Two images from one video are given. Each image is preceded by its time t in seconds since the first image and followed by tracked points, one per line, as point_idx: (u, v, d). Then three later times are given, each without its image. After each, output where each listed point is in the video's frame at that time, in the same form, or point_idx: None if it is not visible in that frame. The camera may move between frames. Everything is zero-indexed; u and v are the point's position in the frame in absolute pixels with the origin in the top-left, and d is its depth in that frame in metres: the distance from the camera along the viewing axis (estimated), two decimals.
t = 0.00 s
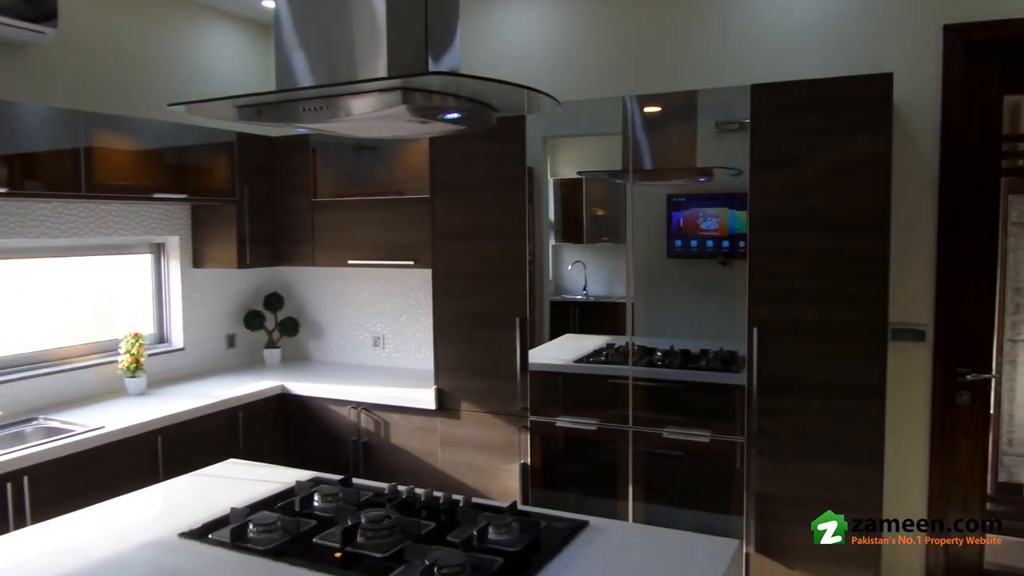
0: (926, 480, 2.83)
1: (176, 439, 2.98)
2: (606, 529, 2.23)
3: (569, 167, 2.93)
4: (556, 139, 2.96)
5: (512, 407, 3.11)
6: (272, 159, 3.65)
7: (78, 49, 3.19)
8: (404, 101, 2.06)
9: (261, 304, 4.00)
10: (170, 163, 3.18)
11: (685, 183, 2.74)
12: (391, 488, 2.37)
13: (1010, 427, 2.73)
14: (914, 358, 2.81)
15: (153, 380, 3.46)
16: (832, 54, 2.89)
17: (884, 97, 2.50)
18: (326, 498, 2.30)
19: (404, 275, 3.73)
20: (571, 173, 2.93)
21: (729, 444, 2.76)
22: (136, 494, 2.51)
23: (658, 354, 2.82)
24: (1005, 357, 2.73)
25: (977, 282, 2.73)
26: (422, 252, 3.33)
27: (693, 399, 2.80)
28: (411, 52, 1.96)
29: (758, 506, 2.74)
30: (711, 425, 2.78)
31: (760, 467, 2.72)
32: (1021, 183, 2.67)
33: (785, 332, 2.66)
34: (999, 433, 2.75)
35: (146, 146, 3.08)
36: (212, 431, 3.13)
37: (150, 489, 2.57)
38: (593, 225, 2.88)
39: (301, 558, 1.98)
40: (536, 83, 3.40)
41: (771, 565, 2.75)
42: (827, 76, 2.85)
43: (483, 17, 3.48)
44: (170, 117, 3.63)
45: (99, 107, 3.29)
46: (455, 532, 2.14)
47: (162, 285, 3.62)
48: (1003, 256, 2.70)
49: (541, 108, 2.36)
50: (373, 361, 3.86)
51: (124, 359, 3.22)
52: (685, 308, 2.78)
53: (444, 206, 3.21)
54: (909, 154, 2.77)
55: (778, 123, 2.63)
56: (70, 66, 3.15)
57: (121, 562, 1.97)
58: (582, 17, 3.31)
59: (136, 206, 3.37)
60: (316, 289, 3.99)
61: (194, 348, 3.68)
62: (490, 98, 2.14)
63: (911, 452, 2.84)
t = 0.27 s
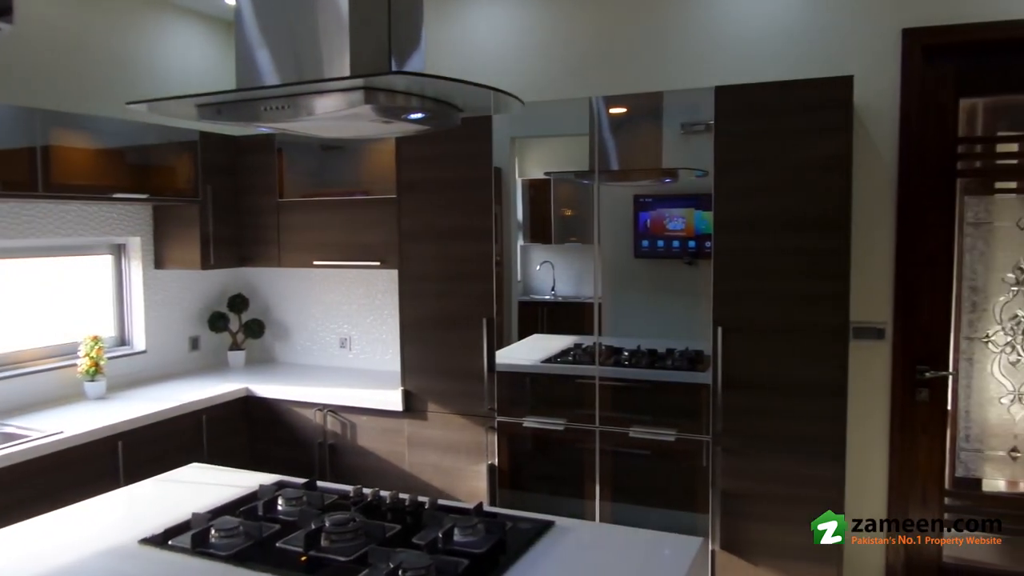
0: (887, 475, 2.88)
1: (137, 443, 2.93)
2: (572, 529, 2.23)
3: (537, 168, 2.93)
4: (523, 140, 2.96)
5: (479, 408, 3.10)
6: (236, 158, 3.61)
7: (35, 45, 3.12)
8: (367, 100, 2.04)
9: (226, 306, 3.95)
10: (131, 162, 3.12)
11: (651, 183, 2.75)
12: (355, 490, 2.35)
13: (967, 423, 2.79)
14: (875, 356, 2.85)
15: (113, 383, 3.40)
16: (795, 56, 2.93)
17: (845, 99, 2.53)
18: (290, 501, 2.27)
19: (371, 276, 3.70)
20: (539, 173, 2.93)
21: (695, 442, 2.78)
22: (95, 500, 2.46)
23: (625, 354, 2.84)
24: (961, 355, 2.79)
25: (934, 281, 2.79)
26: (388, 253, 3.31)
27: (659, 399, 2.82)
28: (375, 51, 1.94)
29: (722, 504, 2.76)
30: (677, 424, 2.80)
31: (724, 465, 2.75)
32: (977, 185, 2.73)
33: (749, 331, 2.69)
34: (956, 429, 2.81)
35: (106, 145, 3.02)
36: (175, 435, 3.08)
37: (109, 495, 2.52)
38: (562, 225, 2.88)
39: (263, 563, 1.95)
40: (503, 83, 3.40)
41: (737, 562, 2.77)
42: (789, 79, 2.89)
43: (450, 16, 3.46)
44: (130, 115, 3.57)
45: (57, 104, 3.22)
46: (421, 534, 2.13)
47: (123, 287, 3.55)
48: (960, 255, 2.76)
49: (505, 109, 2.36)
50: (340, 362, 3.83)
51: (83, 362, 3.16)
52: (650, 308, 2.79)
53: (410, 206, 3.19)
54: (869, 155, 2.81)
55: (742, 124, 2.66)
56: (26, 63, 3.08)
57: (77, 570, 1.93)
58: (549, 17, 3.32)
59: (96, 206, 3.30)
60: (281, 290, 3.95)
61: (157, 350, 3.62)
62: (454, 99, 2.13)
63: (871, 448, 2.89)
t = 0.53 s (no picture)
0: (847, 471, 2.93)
1: (96, 449, 2.87)
2: (538, 530, 2.23)
3: (504, 168, 2.92)
4: (490, 140, 2.95)
5: (446, 409, 3.09)
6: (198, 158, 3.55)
7: None
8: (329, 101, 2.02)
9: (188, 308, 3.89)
10: (89, 161, 3.06)
11: (617, 184, 2.76)
12: (320, 493, 2.33)
13: (925, 419, 2.85)
14: (836, 354, 2.90)
15: (72, 387, 3.33)
16: (757, 58, 2.96)
17: (806, 101, 2.57)
18: (253, 506, 2.24)
19: (337, 277, 3.67)
20: (506, 173, 2.91)
21: (660, 441, 2.80)
22: (51, 507, 2.40)
23: (592, 354, 2.85)
24: (919, 353, 2.85)
25: (893, 280, 2.84)
26: (354, 253, 3.29)
27: (625, 398, 2.83)
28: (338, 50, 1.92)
29: (687, 502, 2.79)
30: (643, 423, 2.82)
31: (689, 463, 2.78)
32: (934, 186, 2.78)
33: (712, 330, 2.72)
34: (914, 426, 2.87)
35: (63, 143, 2.95)
36: (135, 439, 3.03)
37: (67, 502, 2.46)
38: (530, 225, 2.88)
39: (225, 569, 1.92)
40: (468, 82, 3.39)
41: (702, 559, 2.80)
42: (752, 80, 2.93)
43: (414, 14, 3.44)
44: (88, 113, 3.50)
45: (11, 102, 3.14)
46: (385, 537, 2.11)
47: (82, 288, 3.48)
48: (917, 255, 2.82)
49: (469, 110, 2.35)
50: (305, 364, 3.79)
51: (40, 366, 3.09)
52: (616, 309, 2.81)
53: (376, 207, 3.17)
54: (830, 156, 2.86)
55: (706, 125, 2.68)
56: None
57: None
58: (514, 17, 3.32)
59: (52, 206, 3.23)
60: (245, 292, 3.90)
61: (117, 353, 3.55)
62: (417, 99, 2.12)
63: (833, 444, 2.93)
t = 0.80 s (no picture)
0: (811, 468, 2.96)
1: (54, 454, 2.81)
2: (504, 531, 2.23)
3: (472, 168, 2.92)
4: (458, 140, 2.94)
5: (413, 410, 3.08)
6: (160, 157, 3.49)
7: None
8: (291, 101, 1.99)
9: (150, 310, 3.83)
10: (46, 161, 2.99)
11: (584, 184, 2.77)
12: (284, 497, 2.30)
13: (886, 416, 2.91)
14: (799, 353, 2.94)
15: (29, 391, 3.26)
16: (722, 59, 2.99)
17: (770, 103, 2.60)
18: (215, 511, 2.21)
19: (302, 278, 3.64)
20: (474, 173, 2.91)
21: (627, 440, 2.82)
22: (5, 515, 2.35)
23: (560, 354, 2.86)
24: (880, 350, 2.90)
25: (854, 280, 2.89)
26: (319, 254, 3.26)
27: (593, 398, 2.84)
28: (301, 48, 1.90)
29: (654, 500, 2.81)
30: (610, 423, 2.83)
31: (656, 462, 2.79)
32: (894, 187, 2.83)
33: (678, 330, 2.74)
34: (876, 422, 2.92)
35: (19, 142, 2.88)
36: (95, 444, 2.97)
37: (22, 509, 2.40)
38: (498, 226, 2.88)
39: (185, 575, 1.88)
40: (435, 82, 3.38)
41: (669, 557, 2.82)
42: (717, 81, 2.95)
43: (380, 13, 3.42)
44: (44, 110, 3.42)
45: None
46: (349, 540, 2.09)
47: (40, 290, 3.40)
48: (878, 255, 2.87)
49: (434, 110, 2.34)
50: (270, 366, 3.75)
51: None
52: (584, 308, 2.82)
53: (342, 207, 3.15)
54: (793, 157, 2.89)
55: (672, 126, 2.70)
56: None
57: None
58: (481, 17, 3.31)
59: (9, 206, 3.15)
60: (209, 293, 3.85)
61: (76, 356, 3.48)
62: (380, 98, 2.09)
63: (797, 442, 2.97)
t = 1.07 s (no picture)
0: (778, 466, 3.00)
1: (13, 460, 2.75)
2: (472, 533, 2.22)
3: (444, 168, 2.89)
4: (428, 139, 2.92)
5: (381, 411, 3.06)
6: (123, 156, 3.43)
7: None
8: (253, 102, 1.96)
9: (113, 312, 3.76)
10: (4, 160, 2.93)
11: (554, 184, 2.78)
12: (248, 502, 2.28)
13: (851, 413, 2.95)
14: (765, 352, 2.97)
15: None
16: (689, 60, 3.00)
17: (736, 104, 2.62)
18: (177, 516, 2.18)
19: (270, 279, 3.60)
20: (445, 173, 2.89)
21: (596, 440, 2.83)
22: None
23: (530, 354, 2.85)
24: (845, 348, 2.94)
25: (820, 279, 2.92)
26: (286, 255, 3.22)
27: (562, 398, 2.85)
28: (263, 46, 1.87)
29: (623, 499, 2.82)
30: (579, 422, 2.84)
31: (624, 462, 2.81)
32: (859, 187, 2.87)
33: (646, 329, 2.75)
34: (841, 419, 2.96)
35: None
36: (56, 449, 2.92)
37: None
38: (468, 226, 2.87)
39: None
40: (403, 81, 3.36)
41: (638, 555, 2.83)
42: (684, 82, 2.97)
43: (347, 12, 3.40)
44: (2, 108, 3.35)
45: None
46: (315, 544, 2.06)
47: None
48: (842, 254, 2.91)
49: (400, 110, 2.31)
50: (236, 368, 3.70)
51: None
52: (552, 309, 2.81)
53: (309, 207, 3.12)
54: (759, 158, 2.92)
55: (638, 127, 2.71)
56: None
57: None
58: (449, 16, 3.29)
59: None
60: (174, 294, 3.80)
61: (37, 359, 3.41)
62: (346, 97, 2.07)
63: (764, 439, 3.00)
